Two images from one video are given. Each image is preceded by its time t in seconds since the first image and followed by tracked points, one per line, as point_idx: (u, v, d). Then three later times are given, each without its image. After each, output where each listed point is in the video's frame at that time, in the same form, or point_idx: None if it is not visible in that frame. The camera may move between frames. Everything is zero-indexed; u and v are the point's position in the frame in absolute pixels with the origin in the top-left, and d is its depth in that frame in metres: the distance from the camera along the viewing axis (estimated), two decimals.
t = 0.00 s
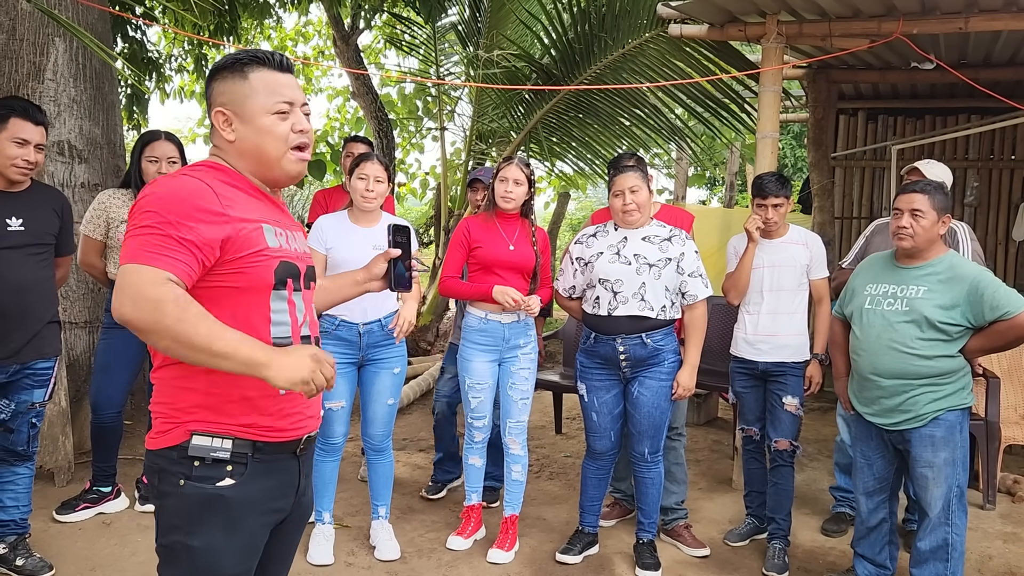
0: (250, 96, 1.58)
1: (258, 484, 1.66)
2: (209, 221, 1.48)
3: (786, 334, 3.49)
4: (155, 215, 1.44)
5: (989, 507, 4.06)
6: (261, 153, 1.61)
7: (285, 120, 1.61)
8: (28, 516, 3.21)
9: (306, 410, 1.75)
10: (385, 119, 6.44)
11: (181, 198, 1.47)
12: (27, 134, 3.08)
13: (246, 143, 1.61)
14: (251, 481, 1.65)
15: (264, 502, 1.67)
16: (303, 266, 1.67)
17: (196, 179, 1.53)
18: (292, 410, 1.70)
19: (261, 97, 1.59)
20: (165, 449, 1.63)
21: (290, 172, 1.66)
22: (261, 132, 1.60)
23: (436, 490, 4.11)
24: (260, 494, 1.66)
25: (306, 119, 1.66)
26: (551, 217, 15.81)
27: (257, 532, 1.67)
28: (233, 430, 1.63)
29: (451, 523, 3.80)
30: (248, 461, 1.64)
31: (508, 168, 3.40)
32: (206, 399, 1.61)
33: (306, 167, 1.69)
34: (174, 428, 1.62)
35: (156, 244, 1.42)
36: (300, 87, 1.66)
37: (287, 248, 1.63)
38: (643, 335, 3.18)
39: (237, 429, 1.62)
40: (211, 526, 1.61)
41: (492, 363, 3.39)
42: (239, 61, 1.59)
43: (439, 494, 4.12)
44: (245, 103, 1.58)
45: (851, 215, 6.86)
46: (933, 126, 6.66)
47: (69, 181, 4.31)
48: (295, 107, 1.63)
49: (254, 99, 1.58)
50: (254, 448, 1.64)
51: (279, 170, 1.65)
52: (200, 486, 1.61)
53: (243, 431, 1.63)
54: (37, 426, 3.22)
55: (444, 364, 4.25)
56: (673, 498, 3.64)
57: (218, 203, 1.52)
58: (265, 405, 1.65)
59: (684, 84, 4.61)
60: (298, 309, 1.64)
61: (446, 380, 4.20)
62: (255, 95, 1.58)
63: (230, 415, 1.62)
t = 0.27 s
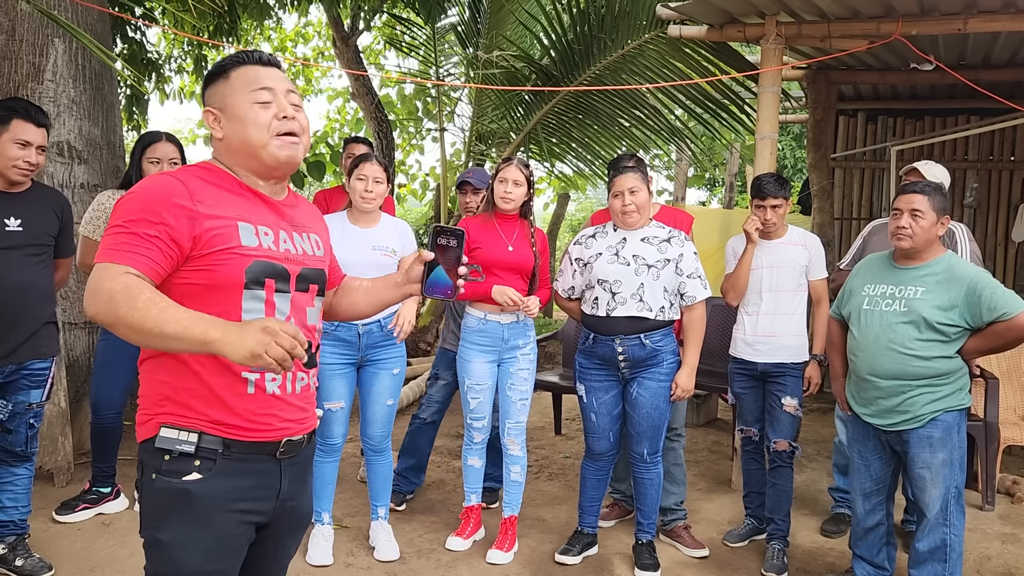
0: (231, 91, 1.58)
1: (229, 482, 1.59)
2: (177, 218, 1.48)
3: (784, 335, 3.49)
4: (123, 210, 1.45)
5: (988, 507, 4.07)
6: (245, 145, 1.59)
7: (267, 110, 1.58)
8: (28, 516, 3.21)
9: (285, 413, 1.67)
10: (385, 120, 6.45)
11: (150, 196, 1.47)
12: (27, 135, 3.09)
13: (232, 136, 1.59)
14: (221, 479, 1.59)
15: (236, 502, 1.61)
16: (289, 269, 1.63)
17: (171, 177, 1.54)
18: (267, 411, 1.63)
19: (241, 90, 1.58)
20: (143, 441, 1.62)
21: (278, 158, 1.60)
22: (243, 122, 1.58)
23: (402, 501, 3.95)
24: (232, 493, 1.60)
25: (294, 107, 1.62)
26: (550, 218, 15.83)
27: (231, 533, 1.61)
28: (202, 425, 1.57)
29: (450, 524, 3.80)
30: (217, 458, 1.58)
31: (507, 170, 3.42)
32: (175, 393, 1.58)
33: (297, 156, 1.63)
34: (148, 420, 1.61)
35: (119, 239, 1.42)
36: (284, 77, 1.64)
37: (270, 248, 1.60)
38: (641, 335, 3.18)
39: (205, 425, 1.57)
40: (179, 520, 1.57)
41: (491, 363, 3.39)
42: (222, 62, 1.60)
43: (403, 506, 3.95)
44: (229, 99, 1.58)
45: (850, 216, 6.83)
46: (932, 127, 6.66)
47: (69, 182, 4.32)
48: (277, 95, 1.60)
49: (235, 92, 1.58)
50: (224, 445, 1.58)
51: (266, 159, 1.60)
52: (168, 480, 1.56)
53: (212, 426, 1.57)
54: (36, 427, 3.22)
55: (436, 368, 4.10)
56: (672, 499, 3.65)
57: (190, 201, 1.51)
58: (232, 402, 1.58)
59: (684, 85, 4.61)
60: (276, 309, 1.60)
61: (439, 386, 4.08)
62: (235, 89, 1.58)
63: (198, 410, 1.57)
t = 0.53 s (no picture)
0: (228, 94, 1.59)
1: (215, 480, 1.58)
2: (174, 213, 1.50)
3: (783, 336, 3.50)
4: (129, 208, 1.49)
5: (987, 508, 4.07)
6: (239, 147, 1.58)
7: (261, 110, 1.57)
8: (28, 517, 3.22)
9: (275, 413, 1.63)
10: (384, 120, 6.45)
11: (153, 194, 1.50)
12: (28, 135, 3.09)
13: (227, 137, 1.59)
14: (208, 477, 1.58)
15: (223, 499, 1.59)
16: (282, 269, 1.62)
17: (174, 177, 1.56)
18: (255, 410, 1.60)
19: (237, 91, 1.58)
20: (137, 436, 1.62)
21: (269, 158, 1.58)
22: (236, 122, 1.57)
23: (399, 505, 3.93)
24: (220, 490, 1.59)
25: (289, 108, 1.60)
26: (549, 219, 15.84)
27: (219, 530, 1.60)
28: (190, 421, 1.57)
29: (450, 525, 3.81)
30: (204, 456, 1.58)
31: (506, 171, 3.43)
32: (167, 388, 1.58)
33: (290, 156, 1.59)
34: (141, 416, 1.62)
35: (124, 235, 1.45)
36: (282, 79, 1.62)
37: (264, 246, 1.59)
38: (640, 336, 3.19)
39: (193, 421, 1.57)
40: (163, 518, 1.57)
41: (490, 364, 3.39)
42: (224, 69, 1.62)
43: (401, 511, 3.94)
44: (226, 103, 1.59)
45: (850, 216, 6.84)
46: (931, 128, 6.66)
47: (69, 183, 4.32)
48: (272, 96, 1.59)
49: (231, 94, 1.58)
50: (212, 443, 1.58)
51: (259, 158, 1.58)
52: (156, 476, 1.57)
53: (200, 423, 1.57)
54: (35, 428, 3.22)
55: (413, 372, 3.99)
56: (671, 499, 3.66)
57: (187, 197, 1.53)
58: (219, 399, 1.57)
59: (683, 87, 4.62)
60: (268, 310, 1.60)
61: (418, 390, 3.99)
62: (231, 91, 1.59)
63: (187, 406, 1.57)
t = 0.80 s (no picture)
0: (236, 100, 1.61)
1: (215, 479, 1.59)
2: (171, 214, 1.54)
3: (784, 337, 3.51)
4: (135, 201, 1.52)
5: (987, 509, 4.08)
6: (244, 152, 1.59)
7: (265, 117, 1.58)
8: (29, 518, 3.22)
9: (275, 416, 1.63)
10: (385, 121, 6.45)
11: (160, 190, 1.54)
12: (29, 137, 3.10)
13: (234, 141, 1.60)
14: (208, 477, 1.59)
15: (222, 499, 1.60)
16: (284, 272, 1.63)
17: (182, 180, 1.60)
18: (255, 412, 1.60)
19: (244, 96, 1.60)
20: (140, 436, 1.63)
21: (273, 164, 1.58)
22: (242, 128, 1.58)
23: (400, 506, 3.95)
24: (220, 490, 1.59)
25: (295, 114, 1.60)
26: (549, 220, 15.85)
27: (219, 530, 1.60)
28: (190, 421, 1.58)
29: (451, 526, 3.81)
30: (205, 456, 1.58)
31: (507, 172, 3.43)
32: (167, 387, 1.59)
33: (292, 162, 1.59)
34: (143, 416, 1.63)
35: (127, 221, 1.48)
36: (292, 85, 1.63)
37: (264, 249, 1.61)
38: (640, 338, 3.20)
39: (192, 421, 1.57)
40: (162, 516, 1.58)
41: (491, 366, 3.40)
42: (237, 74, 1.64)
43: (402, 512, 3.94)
44: (234, 108, 1.61)
45: (849, 217, 6.85)
46: (931, 129, 6.67)
47: (69, 184, 4.32)
48: (278, 101, 1.59)
49: (239, 99, 1.60)
50: (212, 443, 1.58)
51: (263, 164, 1.59)
52: (157, 476, 1.58)
53: (200, 423, 1.58)
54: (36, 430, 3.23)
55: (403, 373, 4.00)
56: (672, 501, 3.66)
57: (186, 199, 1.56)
58: (219, 399, 1.58)
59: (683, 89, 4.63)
60: (269, 312, 1.60)
61: (408, 391, 4.00)
62: (240, 96, 1.60)
63: (187, 406, 1.58)
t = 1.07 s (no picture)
0: (246, 104, 1.59)
1: (218, 481, 1.59)
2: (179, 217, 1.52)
3: (785, 339, 3.51)
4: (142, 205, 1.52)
5: (988, 511, 4.08)
6: (249, 159, 1.58)
7: (273, 125, 1.56)
8: (31, 519, 3.22)
9: (278, 420, 1.63)
10: (385, 122, 6.45)
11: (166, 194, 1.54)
12: (31, 138, 3.10)
13: (241, 147, 1.59)
14: (210, 479, 1.59)
15: (225, 500, 1.60)
16: (289, 278, 1.63)
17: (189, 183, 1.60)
18: (259, 417, 1.61)
19: (253, 102, 1.58)
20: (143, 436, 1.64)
21: (279, 175, 1.57)
22: (250, 135, 1.57)
23: (401, 507, 3.95)
24: (223, 491, 1.60)
25: (302, 123, 1.59)
26: (549, 222, 15.87)
27: (222, 531, 1.60)
28: (193, 424, 1.58)
29: (453, 528, 3.81)
30: (207, 458, 1.58)
31: (509, 174, 3.42)
32: (171, 391, 1.59)
33: (298, 173, 1.58)
34: (147, 417, 1.63)
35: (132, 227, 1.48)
36: (302, 92, 1.61)
37: (270, 257, 1.61)
38: (641, 339, 3.20)
39: (196, 423, 1.58)
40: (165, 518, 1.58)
41: (493, 367, 3.40)
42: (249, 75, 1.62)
43: (404, 513, 3.95)
44: (243, 112, 1.59)
45: (850, 219, 6.85)
46: (932, 130, 6.67)
47: (71, 186, 4.32)
48: (287, 111, 1.57)
49: (248, 104, 1.58)
50: (215, 445, 1.58)
51: (269, 174, 1.58)
52: (160, 477, 1.58)
53: (203, 427, 1.58)
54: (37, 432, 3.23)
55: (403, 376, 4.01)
56: (674, 502, 3.66)
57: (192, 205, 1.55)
58: (224, 405, 1.58)
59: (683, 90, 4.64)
60: (274, 319, 1.60)
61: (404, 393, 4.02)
62: (249, 101, 1.59)
63: (191, 411, 1.58)
